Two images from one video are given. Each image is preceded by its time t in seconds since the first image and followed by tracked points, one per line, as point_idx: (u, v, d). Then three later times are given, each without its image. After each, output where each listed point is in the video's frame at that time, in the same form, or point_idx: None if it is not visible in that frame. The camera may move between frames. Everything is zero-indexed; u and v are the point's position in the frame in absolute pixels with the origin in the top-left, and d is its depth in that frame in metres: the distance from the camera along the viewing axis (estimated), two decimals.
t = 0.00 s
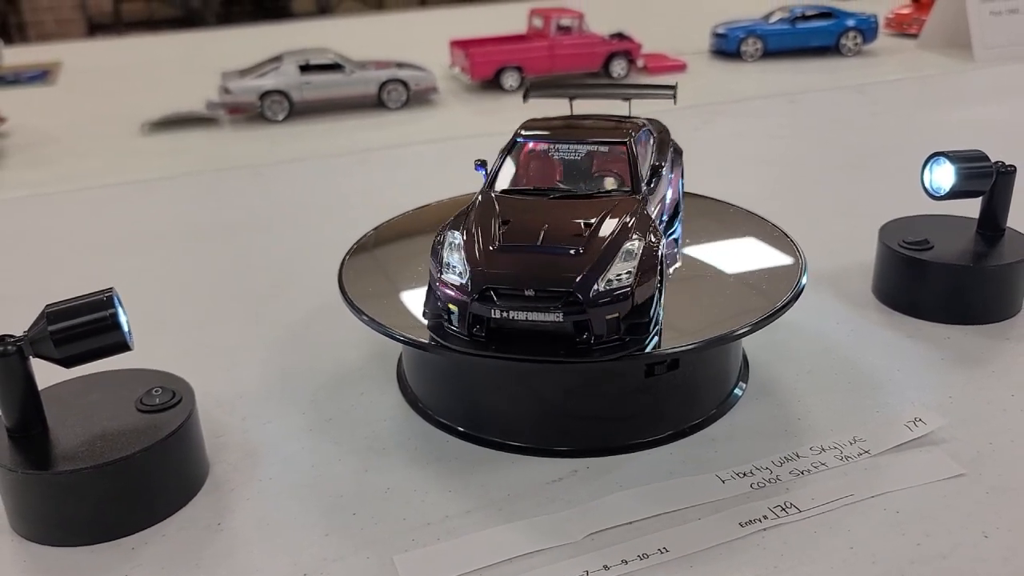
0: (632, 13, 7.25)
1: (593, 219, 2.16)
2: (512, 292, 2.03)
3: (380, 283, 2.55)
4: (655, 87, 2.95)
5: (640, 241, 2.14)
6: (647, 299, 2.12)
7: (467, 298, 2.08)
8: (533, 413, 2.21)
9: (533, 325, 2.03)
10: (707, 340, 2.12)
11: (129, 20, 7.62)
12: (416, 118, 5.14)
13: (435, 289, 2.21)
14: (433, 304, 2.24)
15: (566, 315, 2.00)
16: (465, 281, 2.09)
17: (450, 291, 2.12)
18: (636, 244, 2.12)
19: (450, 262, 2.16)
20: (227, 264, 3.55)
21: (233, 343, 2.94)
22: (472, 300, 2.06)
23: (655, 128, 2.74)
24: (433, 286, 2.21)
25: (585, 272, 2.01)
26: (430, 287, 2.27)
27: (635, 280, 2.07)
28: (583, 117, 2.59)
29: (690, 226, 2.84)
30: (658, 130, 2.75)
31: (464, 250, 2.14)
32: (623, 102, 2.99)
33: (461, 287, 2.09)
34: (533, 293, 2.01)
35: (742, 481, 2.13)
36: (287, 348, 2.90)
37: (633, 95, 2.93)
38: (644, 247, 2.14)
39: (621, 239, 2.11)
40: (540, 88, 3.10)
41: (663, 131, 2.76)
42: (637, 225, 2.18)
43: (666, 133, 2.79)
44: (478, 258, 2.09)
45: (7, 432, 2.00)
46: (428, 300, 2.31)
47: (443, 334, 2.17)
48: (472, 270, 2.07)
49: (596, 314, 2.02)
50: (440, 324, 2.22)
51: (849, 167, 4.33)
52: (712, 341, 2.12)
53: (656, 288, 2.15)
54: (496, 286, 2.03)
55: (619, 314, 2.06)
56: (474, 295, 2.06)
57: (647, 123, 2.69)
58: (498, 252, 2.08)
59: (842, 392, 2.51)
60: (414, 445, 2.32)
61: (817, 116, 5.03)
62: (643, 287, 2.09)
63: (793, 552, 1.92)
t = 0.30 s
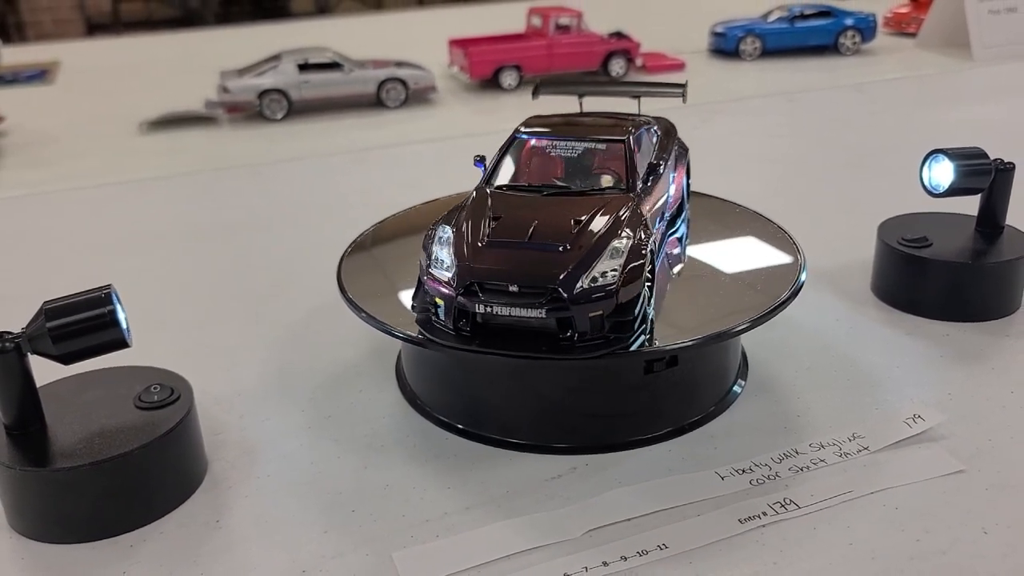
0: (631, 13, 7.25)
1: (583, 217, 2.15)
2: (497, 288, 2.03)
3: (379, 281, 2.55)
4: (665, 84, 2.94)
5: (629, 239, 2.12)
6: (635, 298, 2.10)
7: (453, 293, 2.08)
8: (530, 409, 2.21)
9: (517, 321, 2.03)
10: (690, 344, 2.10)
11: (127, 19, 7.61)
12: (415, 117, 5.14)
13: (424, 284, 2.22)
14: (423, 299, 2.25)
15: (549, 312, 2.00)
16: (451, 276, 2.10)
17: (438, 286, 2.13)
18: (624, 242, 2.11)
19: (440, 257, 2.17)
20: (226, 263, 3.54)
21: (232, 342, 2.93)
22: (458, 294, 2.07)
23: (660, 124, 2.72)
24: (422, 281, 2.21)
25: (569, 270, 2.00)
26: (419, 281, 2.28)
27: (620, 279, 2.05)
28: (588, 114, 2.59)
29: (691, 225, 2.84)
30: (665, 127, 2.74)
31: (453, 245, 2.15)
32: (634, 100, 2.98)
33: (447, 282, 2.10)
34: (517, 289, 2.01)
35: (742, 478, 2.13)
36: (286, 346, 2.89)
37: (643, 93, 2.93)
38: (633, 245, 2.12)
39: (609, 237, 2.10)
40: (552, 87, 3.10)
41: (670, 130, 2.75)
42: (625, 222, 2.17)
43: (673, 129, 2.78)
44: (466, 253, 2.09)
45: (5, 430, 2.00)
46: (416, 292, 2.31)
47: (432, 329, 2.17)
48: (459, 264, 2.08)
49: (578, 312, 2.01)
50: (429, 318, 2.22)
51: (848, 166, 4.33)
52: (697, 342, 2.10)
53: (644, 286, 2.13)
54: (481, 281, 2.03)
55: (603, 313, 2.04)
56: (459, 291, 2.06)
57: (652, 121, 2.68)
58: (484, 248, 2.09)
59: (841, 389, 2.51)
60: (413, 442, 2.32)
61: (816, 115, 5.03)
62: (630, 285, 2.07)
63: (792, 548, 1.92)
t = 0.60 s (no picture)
0: (630, 13, 7.24)
1: (575, 217, 2.14)
2: (483, 287, 2.03)
3: (378, 280, 2.54)
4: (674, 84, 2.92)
5: (618, 239, 2.11)
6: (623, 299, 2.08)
7: (439, 291, 2.08)
8: (529, 409, 2.20)
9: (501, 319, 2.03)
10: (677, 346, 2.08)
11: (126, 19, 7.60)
12: (414, 117, 5.13)
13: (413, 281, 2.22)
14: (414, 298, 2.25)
15: (533, 311, 1.99)
16: (439, 274, 2.10)
17: (426, 283, 2.13)
18: (613, 243, 2.09)
19: (430, 256, 2.18)
20: (224, 263, 3.53)
21: (230, 342, 2.92)
22: (444, 292, 2.07)
23: (666, 124, 2.72)
24: (412, 279, 2.22)
25: (554, 271, 1.99)
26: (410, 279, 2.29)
27: (606, 280, 2.03)
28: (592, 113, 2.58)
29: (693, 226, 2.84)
30: (670, 127, 2.73)
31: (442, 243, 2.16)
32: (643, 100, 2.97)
33: (435, 280, 2.10)
34: (503, 288, 2.00)
35: (741, 478, 2.12)
36: (285, 346, 2.89)
37: (652, 93, 2.91)
38: (622, 245, 2.10)
39: (598, 237, 2.09)
40: (559, 86, 3.10)
41: (676, 131, 2.74)
42: (617, 222, 2.16)
43: (680, 129, 2.78)
44: (454, 252, 2.09)
45: (1, 430, 1.99)
46: (409, 289, 2.31)
47: (421, 327, 2.17)
48: (447, 263, 2.08)
49: (563, 312, 2.00)
50: (418, 317, 2.22)
51: (848, 166, 4.32)
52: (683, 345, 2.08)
53: (633, 287, 2.11)
54: (467, 279, 2.03)
55: (588, 314, 2.02)
56: (446, 289, 2.06)
57: (656, 121, 2.67)
58: (472, 246, 2.09)
59: (842, 389, 2.50)
60: (412, 442, 2.31)
61: (816, 115, 5.02)
62: (617, 287, 2.05)
63: (791, 549, 1.91)
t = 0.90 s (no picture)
0: (630, 13, 7.24)
1: (567, 217, 2.14)
2: (470, 285, 2.04)
3: (378, 278, 2.54)
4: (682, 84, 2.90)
5: (608, 239, 2.10)
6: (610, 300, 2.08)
7: (427, 288, 2.10)
8: (528, 409, 2.20)
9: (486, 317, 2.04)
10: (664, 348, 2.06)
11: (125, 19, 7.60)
12: (413, 117, 5.13)
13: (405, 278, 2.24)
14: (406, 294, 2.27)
15: (517, 310, 1.99)
16: (428, 270, 2.11)
17: (416, 280, 2.15)
18: (603, 243, 2.09)
19: (422, 253, 2.19)
20: (224, 264, 3.53)
21: (229, 342, 2.92)
22: (432, 289, 2.08)
23: (672, 125, 2.73)
24: (404, 275, 2.23)
25: (540, 271, 1.99)
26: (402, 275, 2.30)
27: (593, 281, 2.03)
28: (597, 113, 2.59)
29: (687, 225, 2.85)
30: (676, 128, 2.73)
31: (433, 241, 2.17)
32: (651, 100, 2.96)
33: (424, 277, 2.12)
34: (490, 285, 2.01)
35: (740, 478, 2.12)
36: (285, 346, 2.89)
37: (660, 93, 2.90)
38: (612, 246, 2.09)
39: (588, 238, 2.09)
40: (568, 85, 3.10)
41: (682, 133, 2.73)
42: (610, 223, 2.15)
43: (688, 130, 2.78)
44: (444, 249, 2.11)
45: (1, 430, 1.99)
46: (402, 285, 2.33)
47: (412, 324, 2.19)
48: (436, 260, 2.09)
49: (548, 312, 2.00)
50: (410, 314, 2.24)
51: (846, 167, 4.32)
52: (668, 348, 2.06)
53: (621, 289, 2.11)
54: (455, 277, 2.04)
55: (573, 314, 2.02)
56: (434, 285, 2.07)
57: (660, 122, 2.67)
58: (462, 244, 2.10)
59: (841, 390, 2.51)
60: (411, 442, 2.31)
61: (815, 115, 5.03)
62: (604, 288, 2.05)
63: (790, 548, 1.92)
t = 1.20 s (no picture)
0: (628, 15, 7.24)
1: (556, 222, 2.14)
2: (456, 287, 2.05)
3: (376, 281, 2.54)
4: (692, 89, 2.84)
5: (596, 244, 2.09)
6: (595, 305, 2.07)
7: (415, 289, 2.12)
8: (528, 412, 2.19)
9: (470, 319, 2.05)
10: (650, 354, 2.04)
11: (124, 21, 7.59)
12: (411, 120, 5.13)
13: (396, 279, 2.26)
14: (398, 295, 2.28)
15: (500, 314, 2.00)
16: (417, 272, 2.13)
17: (405, 281, 2.17)
18: (590, 249, 2.08)
19: (411, 253, 2.22)
20: (223, 267, 3.53)
21: (228, 346, 2.92)
22: (419, 290, 2.10)
23: (676, 129, 2.74)
24: (395, 278, 2.25)
25: (525, 275, 1.99)
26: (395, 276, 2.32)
27: (577, 287, 2.02)
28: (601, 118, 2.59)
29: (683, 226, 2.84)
30: (680, 134, 2.73)
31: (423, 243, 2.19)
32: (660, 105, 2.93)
33: (412, 278, 2.14)
34: (475, 289, 2.02)
35: (738, 482, 2.13)
36: (284, 349, 2.89)
37: (669, 98, 2.86)
38: (600, 251, 2.08)
39: (576, 243, 2.08)
40: (580, 89, 3.10)
41: (687, 139, 2.73)
42: (600, 227, 2.15)
43: (694, 135, 2.78)
44: (434, 251, 2.13)
45: None
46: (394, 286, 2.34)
47: (401, 324, 2.20)
48: (425, 261, 2.11)
49: (530, 315, 2.00)
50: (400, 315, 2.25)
51: (845, 170, 4.32)
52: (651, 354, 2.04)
53: (608, 294, 2.10)
54: (442, 279, 2.06)
55: (556, 319, 2.02)
56: (421, 287, 2.09)
57: (663, 128, 2.67)
58: (451, 248, 2.11)
59: (839, 393, 2.51)
60: (410, 446, 2.31)
61: (813, 118, 5.03)
62: (589, 293, 2.04)
63: (789, 552, 1.92)
